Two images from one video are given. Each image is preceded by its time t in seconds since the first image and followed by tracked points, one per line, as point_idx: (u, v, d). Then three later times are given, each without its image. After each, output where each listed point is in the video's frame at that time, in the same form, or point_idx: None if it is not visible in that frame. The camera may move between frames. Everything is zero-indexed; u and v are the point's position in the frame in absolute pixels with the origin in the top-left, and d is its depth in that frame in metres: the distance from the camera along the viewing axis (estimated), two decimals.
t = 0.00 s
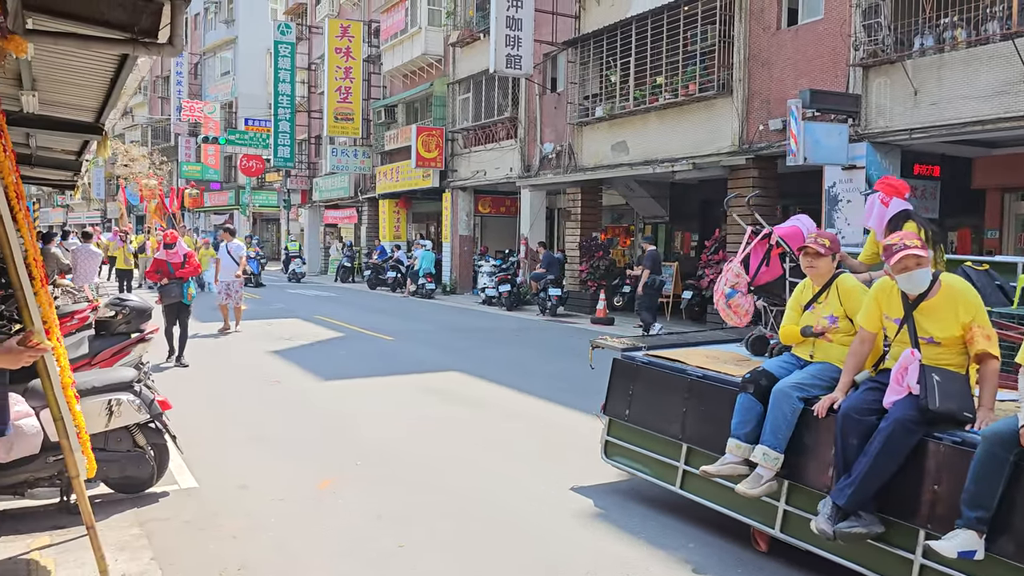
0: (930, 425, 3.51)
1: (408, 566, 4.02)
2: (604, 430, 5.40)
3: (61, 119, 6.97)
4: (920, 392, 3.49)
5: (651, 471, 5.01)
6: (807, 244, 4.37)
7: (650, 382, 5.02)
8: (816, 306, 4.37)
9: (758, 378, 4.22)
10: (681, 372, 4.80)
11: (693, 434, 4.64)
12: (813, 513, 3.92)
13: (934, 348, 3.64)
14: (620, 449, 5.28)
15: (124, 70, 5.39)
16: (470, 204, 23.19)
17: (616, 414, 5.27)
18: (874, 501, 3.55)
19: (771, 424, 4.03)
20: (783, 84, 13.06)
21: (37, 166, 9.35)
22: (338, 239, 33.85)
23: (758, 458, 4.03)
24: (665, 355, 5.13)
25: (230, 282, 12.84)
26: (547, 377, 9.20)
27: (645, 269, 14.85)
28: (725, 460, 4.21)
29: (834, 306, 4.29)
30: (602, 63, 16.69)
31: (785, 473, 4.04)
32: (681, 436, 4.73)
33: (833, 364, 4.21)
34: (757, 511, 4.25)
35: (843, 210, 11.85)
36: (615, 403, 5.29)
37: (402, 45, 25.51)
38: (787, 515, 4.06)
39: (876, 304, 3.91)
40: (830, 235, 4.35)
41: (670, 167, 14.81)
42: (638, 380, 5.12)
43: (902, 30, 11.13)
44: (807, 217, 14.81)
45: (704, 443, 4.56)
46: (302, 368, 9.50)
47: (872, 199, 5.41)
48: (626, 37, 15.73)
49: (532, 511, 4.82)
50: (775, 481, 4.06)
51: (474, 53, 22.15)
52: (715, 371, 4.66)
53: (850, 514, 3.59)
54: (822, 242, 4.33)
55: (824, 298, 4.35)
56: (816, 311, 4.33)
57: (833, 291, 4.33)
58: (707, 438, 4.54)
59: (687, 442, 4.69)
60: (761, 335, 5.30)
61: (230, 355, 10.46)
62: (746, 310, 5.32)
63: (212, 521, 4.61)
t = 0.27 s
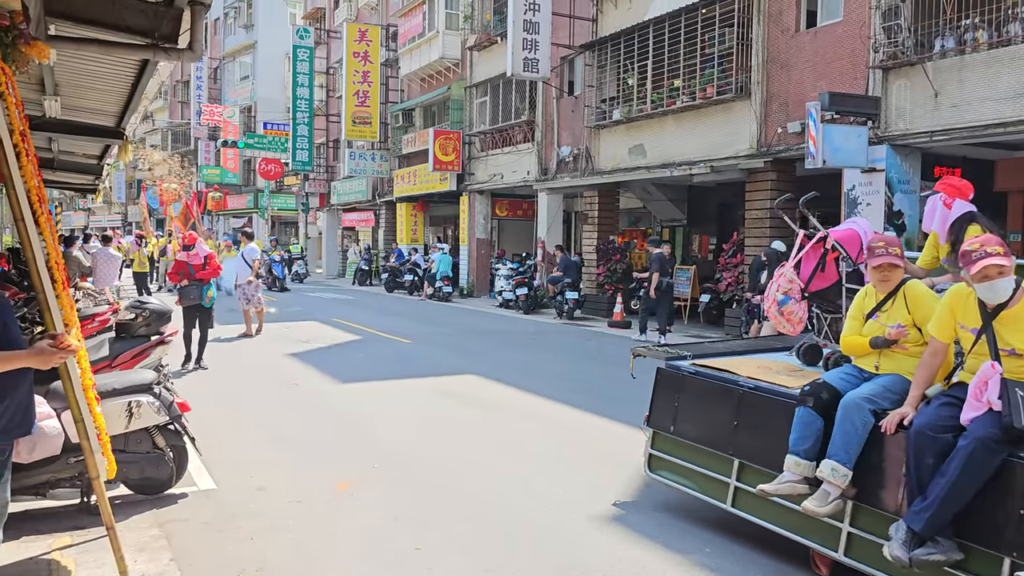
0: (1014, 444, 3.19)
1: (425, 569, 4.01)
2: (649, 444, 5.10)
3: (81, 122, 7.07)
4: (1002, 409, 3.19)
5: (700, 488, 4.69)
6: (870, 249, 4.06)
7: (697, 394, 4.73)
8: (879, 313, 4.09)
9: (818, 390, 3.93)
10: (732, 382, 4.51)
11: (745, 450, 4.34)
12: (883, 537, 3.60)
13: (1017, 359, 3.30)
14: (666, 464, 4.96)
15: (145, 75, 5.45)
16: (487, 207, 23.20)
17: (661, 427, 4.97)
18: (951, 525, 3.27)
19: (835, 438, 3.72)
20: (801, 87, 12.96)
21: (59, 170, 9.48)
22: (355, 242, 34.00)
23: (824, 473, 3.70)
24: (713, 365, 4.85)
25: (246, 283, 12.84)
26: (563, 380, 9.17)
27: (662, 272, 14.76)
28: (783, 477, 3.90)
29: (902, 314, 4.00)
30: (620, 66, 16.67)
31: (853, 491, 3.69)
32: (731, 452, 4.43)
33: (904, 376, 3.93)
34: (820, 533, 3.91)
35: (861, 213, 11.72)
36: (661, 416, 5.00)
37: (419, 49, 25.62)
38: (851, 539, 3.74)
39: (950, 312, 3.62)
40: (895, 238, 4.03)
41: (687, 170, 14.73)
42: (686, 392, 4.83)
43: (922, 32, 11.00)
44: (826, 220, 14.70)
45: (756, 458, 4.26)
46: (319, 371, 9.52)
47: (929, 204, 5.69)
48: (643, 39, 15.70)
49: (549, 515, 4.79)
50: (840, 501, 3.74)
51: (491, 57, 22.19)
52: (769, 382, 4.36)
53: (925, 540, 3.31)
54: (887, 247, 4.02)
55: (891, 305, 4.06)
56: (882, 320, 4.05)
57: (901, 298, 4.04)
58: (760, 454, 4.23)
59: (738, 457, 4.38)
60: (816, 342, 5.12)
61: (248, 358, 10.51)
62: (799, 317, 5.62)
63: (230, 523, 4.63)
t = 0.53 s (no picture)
0: None
1: (439, 571, 4.01)
2: (693, 457, 4.84)
3: (100, 126, 7.15)
4: None
5: (750, 504, 4.42)
6: (934, 254, 3.78)
7: (746, 405, 4.45)
8: (947, 322, 3.78)
9: (883, 403, 3.64)
10: (785, 394, 4.21)
11: (799, 465, 4.07)
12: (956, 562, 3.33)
13: None
14: (713, 478, 4.69)
15: (162, 79, 5.50)
16: (503, 210, 23.20)
17: (707, 439, 4.70)
18: None
19: (904, 453, 3.45)
20: (818, 88, 12.88)
21: (78, 173, 9.58)
22: (371, 244, 34.12)
23: (896, 496, 3.43)
24: (763, 374, 4.55)
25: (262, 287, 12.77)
26: (577, 382, 9.14)
27: (677, 275, 14.70)
28: (844, 496, 3.63)
29: (973, 323, 3.68)
30: (635, 68, 16.63)
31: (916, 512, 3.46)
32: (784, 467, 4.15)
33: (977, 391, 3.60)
34: (884, 556, 3.63)
35: (878, 215, 11.61)
36: (706, 428, 4.73)
37: (434, 51, 25.69)
38: (919, 562, 3.46)
39: None
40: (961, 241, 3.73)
41: (703, 172, 14.63)
42: (733, 403, 4.56)
43: (940, 33, 10.96)
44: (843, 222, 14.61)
45: (814, 475, 3.97)
46: (334, 373, 9.56)
47: (992, 204, 5.27)
48: (659, 41, 15.66)
49: (564, 517, 4.77)
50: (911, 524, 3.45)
51: (506, 60, 22.21)
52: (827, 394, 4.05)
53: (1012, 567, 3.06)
54: (953, 251, 3.72)
55: (960, 314, 3.75)
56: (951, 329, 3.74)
57: (972, 306, 3.71)
58: (818, 470, 3.95)
59: (793, 473, 4.09)
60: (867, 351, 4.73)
61: (264, 360, 10.57)
62: (854, 325, 4.74)
63: (246, 524, 4.65)
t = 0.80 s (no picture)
0: None
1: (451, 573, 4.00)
2: (737, 471, 4.54)
3: (115, 128, 7.20)
4: None
5: (801, 523, 4.10)
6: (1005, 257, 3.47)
7: (793, 417, 4.15)
8: (1018, 331, 3.45)
9: (949, 416, 3.35)
10: (837, 405, 3.92)
11: (855, 482, 3.75)
12: None
13: None
14: (759, 494, 4.38)
15: (177, 82, 5.54)
16: (515, 212, 23.19)
17: (751, 452, 4.39)
18: None
19: (975, 473, 3.17)
20: (832, 90, 12.81)
21: (94, 176, 9.67)
22: (383, 246, 34.21)
23: (967, 517, 3.14)
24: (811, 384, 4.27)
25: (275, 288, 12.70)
26: (589, 384, 9.12)
27: (690, 277, 14.64)
28: (908, 516, 3.36)
29: None
30: (648, 70, 16.58)
31: (998, 537, 3.13)
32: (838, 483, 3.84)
33: None
34: None
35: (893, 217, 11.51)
36: (750, 440, 4.42)
37: (447, 54, 25.74)
38: None
39: None
40: None
41: (716, 174, 14.55)
42: (779, 414, 4.25)
43: (955, 33, 10.92)
44: (857, 224, 14.53)
45: (870, 492, 3.67)
46: (347, 374, 9.59)
47: None
48: (672, 42, 15.61)
49: (576, 520, 4.76)
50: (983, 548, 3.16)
51: (518, 62, 22.22)
52: (883, 406, 3.76)
53: None
54: None
55: None
56: None
57: None
58: (875, 487, 3.65)
59: (847, 490, 3.79)
60: (925, 359, 4.51)
61: (277, 361, 10.62)
62: (912, 331, 4.58)
63: (260, 525, 4.68)
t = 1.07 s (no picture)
0: None
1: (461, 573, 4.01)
2: (781, 484, 4.32)
3: (128, 130, 7.26)
4: None
5: (852, 541, 3.90)
6: None
7: (846, 429, 3.97)
8: None
9: None
10: (896, 417, 3.75)
11: (915, 497, 3.57)
12: None
13: None
14: (805, 509, 4.17)
15: (189, 84, 5.57)
16: (526, 213, 23.18)
17: (797, 464, 4.20)
18: None
19: None
20: (844, 90, 12.74)
21: (108, 177, 9.75)
22: (395, 247, 34.28)
23: None
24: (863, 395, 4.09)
25: (287, 288, 12.73)
26: (600, 385, 9.11)
27: (701, 278, 14.58)
28: (977, 537, 3.19)
29: None
30: (659, 70, 16.54)
31: None
32: (895, 498, 3.66)
33: None
34: None
35: (906, 217, 11.42)
36: (795, 451, 4.23)
37: (458, 55, 25.77)
38: None
39: None
40: None
41: (728, 175, 14.48)
42: (829, 425, 4.07)
43: (969, 33, 10.83)
44: (869, 225, 14.44)
45: (933, 511, 3.48)
46: (358, 375, 9.62)
47: None
48: (683, 43, 15.57)
49: (585, 521, 4.76)
50: None
51: (529, 62, 22.22)
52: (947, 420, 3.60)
53: None
54: None
55: None
56: None
57: None
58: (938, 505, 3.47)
59: (906, 507, 3.60)
60: (981, 369, 4.30)
61: (289, 362, 10.66)
62: (971, 339, 4.06)
63: (271, 525, 4.70)
